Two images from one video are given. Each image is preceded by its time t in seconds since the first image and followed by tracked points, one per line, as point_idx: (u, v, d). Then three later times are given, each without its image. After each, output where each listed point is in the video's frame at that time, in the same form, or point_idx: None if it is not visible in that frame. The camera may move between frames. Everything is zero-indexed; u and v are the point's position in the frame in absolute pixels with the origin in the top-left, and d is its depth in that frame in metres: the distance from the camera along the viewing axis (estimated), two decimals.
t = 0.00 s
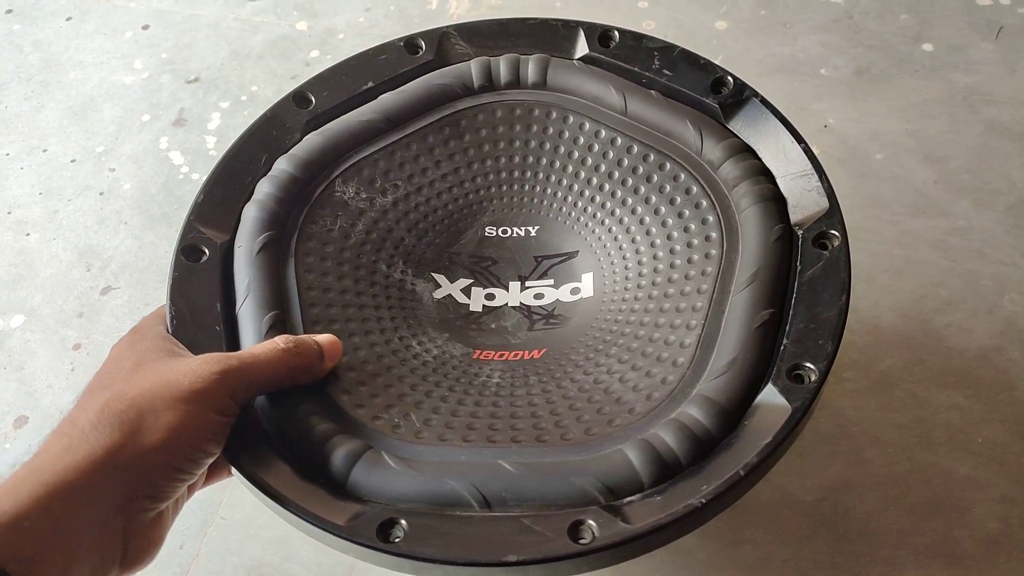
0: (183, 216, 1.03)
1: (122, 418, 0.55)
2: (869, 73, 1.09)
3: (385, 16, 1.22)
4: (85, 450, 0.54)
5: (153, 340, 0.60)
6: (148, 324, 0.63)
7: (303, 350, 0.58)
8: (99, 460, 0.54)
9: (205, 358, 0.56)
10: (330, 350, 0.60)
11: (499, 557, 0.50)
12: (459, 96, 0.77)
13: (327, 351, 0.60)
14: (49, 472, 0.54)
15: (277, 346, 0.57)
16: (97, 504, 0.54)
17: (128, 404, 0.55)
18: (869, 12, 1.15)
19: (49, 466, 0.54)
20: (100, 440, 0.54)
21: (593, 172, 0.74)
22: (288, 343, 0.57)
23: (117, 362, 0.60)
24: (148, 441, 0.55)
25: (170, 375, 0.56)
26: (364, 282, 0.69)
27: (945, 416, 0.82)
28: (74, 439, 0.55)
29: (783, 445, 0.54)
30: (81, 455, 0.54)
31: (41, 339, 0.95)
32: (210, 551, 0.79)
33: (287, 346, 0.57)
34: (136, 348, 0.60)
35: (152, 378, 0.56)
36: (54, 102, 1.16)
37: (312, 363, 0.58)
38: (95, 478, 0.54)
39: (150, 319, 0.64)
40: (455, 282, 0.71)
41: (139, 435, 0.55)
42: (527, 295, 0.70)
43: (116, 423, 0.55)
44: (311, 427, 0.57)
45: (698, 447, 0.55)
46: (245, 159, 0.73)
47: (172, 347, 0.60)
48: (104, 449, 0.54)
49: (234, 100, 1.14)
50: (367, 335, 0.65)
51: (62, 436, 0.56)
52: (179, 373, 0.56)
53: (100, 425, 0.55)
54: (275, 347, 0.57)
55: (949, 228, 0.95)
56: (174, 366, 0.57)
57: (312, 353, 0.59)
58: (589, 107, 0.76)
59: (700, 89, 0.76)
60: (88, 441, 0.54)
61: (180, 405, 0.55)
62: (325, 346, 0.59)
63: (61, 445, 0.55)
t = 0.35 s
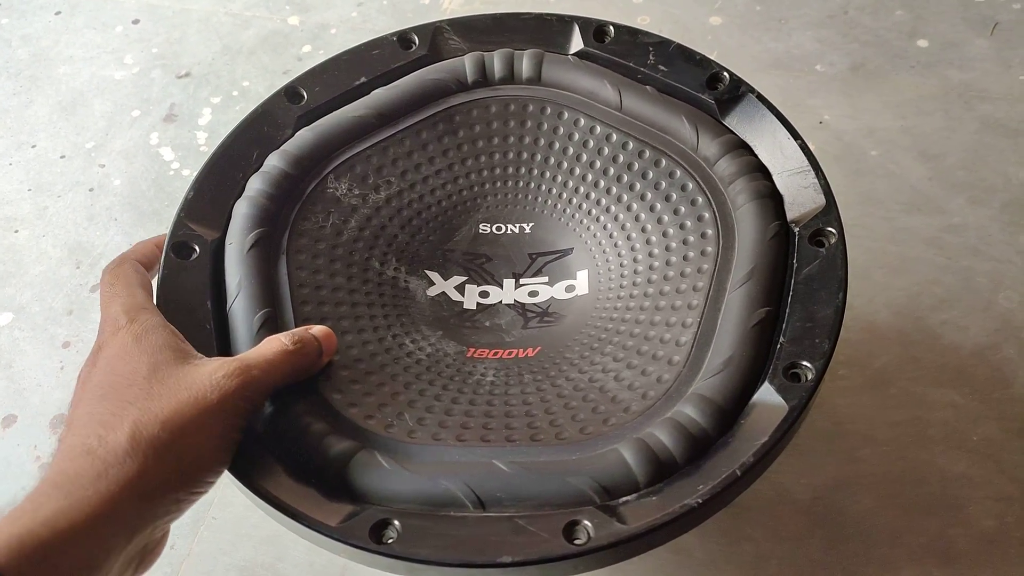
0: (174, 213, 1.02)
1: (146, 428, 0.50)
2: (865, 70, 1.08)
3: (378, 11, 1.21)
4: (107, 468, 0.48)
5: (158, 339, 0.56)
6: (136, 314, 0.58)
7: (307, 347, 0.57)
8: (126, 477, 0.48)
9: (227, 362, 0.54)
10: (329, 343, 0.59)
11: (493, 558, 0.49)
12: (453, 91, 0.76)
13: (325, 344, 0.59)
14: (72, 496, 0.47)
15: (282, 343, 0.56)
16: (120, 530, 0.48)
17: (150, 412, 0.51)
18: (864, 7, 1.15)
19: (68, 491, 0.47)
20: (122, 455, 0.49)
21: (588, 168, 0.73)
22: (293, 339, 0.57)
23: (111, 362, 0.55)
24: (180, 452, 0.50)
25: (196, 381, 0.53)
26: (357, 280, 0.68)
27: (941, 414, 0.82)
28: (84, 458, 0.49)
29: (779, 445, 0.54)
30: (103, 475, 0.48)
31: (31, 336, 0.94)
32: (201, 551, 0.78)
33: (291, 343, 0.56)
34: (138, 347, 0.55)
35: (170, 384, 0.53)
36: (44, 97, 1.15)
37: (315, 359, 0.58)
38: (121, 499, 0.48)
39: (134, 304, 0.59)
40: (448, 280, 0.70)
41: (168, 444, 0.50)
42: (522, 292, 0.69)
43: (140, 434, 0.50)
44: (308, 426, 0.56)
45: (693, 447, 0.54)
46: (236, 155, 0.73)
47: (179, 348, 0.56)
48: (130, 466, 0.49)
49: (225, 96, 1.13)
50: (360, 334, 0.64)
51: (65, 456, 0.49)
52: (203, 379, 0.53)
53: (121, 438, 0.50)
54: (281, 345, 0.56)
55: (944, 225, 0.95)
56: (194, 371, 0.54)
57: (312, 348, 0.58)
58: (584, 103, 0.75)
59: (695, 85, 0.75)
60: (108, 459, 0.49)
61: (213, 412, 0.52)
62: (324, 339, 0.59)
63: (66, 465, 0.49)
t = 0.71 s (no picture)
0: (176, 216, 1.02)
1: (191, 478, 0.49)
2: (865, 78, 1.09)
3: (380, 17, 1.21)
4: (159, 523, 0.47)
5: (191, 386, 0.54)
6: (165, 362, 0.57)
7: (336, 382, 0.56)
8: (179, 530, 0.47)
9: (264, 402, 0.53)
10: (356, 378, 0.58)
11: (492, 562, 0.50)
12: (455, 97, 0.76)
13: (352, 380, 0.57)
14: (129, 557, 0.46)
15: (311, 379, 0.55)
16: None
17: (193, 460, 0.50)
18: (864, 16, 1.15)
19: (126, 549, 0.47)
20: (172, 508, 0.48)
21: (589, 174, 0.73)
22: (322, 375, 0.56)
23: (145, 413, 0.54)
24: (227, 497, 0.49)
25: (234, 424, 0.52)
26: (358, 284, 0.68)
27: (940, 421, 0.82)
28: (135, 516, 0.48)
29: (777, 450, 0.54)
30: (156, 530, 0.47)
31: (31, 339, 0.94)
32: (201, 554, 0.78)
33: (324, 379, 0.55)
34: (171, 395, 0.54)
35: (209, 430, 0.51)
36: (46, 100, 1.15)
37: (346, 395, 0.56)
38: (177, 553, 0.47)
39: (159, 352, 0.58)
40: (449, 284, 0.70)
41: (215, 492, 0.49)
42: (522, 297, 0.70)
43: (185, 483, 0.49)
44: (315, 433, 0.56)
45: (693, 451, 0.54)
46: (238, 159, 0.73)
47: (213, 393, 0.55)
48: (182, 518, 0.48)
49: (227, 100, 1.13)
50: (361, 337, 0.65)
51: (113, 516, 0.48)
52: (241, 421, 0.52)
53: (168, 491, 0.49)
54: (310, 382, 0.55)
55: (943, 233, 0.95)
56: (232, 414, 0.52)
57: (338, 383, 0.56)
58: (585, 109, 0.75)
59: (696, 91, 0.76)
60: (158, 514, 0.48)
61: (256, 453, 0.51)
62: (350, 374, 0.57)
63: (117, 525, 0.48)
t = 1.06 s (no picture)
0: (181, 212, 1.02)
1: (192, 466, 0.49)
2: (870, 84, 1.09)
3: (387, 18, 1.22)
4: (160, 510, 0.47)
5: (196, 377, 0.54)
6: (169, 352, 0.57)
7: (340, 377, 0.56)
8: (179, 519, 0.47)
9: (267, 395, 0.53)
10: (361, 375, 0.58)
11: (498, 556, 0.50)
12: (462, 95, 0.77)
13: (358, 375, 0.57)
14: (131, 544, 0.46)
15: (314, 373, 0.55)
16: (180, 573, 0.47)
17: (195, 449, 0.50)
18: (869, 22, 1.16)
19: (126, 535, 0.46)
20: (173, 495, 0.48)
21: (596, 174, 0.74)
22: (325, 369, 0.56)
23: (148, 402, 0.53)
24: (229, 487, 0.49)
25: (239, 415, 0.52)
26: (365, 280, 0.68)
27: (943, 425, 0.82)
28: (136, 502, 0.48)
29: (782, 450, 0.55)
30: (157, 517, 0.47)
31: (35, 332, 0.94)
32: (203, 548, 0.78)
33: (329, 374, 0.55)
34: (175, 386, 0.54)
35: (212, 420, 0.51)
36: (53, 96, 1.16)
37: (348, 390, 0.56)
38: (177, 541, 0.47)
39: (165, 342, 0.58)
40: (455, 282, 0.70)
41: (217, 481, 0.49)
42: (528, 296, 0.70)
43: (187, 472, 0.49)
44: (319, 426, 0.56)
45: (698, 450, 0.55)
46: (247, 154, 0.73)
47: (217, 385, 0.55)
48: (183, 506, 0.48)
49: (234, 98, 1.14)
50: (367, 333, 0.65)
51: (114, 503, 0.48)
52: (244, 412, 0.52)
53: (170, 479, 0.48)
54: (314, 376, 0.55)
55: (946, 238, 0.95)
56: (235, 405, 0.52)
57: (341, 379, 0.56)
58: (592, 109, 0.76)
59: (703, 93, 0.76)
60: (159, 502, 0.48)
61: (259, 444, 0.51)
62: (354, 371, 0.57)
63: (117, 511, 0.47)
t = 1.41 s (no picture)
0: (181, 212, 1.02)
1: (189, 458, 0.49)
2: (871, 83, 1.09)
3: (387, 17, 1.22)
4: (157, 500, 0.47)
5: (195, 371, 0.54)
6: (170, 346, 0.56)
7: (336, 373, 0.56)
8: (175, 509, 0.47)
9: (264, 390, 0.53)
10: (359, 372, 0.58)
11: (489, 555, 0.50)
12: (466, 93, 0.76)
13: (357, 372, 0.57)
14: (125, 535, 0.45)
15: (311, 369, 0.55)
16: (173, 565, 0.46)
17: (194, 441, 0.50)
18: (870, 22, 1.16)
19: (118, 525, 0.45)
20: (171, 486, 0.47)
21: (598, 174, 0.73)
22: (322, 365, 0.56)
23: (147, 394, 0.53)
24: (224, 480, 0.49)
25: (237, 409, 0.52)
26: (365, 277, 0.68)
27: (942, 425, 0.82)
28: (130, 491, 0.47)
29: (779, 454, 0.54)
30: (152, 506, 0.46)
31: (35, 331, 0.94)
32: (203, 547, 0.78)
33: (327, 370, 0.55)
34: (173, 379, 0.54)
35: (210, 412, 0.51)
36: (53, 95, 1.15)
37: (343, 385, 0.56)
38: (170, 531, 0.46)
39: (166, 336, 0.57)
40: (455, 280, 0.70)
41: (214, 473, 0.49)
42: (528, 295, 0.70)
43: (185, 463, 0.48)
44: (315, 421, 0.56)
45: (693, 452, 0.54)
46: (248, 150, 0.73)
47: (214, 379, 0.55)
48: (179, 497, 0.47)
49: (234, 97, 1.13)
50: (365, 330, 0.65)
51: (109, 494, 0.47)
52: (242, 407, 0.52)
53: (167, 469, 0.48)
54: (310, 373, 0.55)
55: (947, 238, 0.95)
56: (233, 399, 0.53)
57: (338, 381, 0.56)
58: (596, 110, 0.75)
59: (707, 95, 0.76)
60: (154, 492, 0.47)
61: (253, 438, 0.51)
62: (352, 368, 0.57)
63: (111, 500, 0.47)
